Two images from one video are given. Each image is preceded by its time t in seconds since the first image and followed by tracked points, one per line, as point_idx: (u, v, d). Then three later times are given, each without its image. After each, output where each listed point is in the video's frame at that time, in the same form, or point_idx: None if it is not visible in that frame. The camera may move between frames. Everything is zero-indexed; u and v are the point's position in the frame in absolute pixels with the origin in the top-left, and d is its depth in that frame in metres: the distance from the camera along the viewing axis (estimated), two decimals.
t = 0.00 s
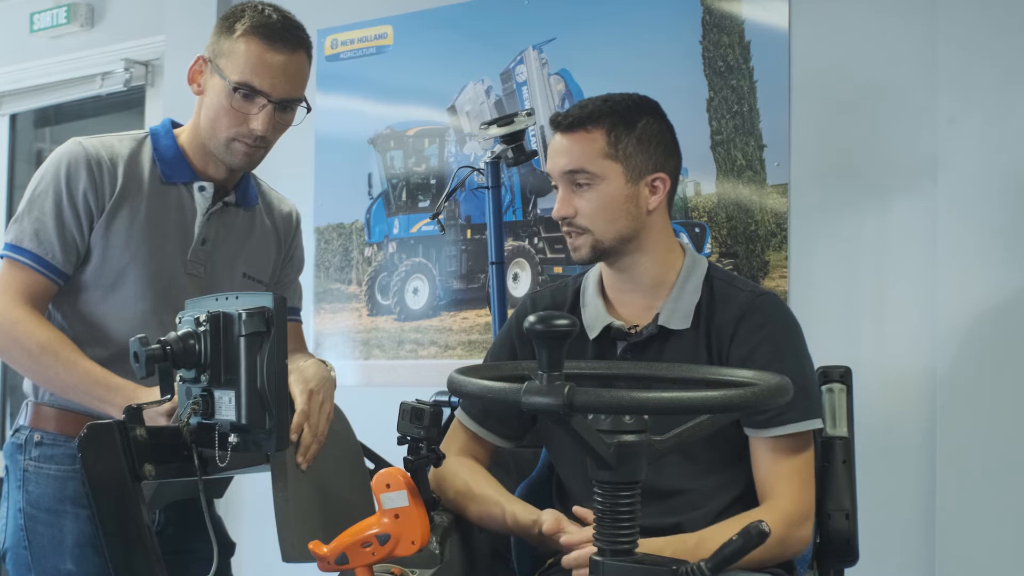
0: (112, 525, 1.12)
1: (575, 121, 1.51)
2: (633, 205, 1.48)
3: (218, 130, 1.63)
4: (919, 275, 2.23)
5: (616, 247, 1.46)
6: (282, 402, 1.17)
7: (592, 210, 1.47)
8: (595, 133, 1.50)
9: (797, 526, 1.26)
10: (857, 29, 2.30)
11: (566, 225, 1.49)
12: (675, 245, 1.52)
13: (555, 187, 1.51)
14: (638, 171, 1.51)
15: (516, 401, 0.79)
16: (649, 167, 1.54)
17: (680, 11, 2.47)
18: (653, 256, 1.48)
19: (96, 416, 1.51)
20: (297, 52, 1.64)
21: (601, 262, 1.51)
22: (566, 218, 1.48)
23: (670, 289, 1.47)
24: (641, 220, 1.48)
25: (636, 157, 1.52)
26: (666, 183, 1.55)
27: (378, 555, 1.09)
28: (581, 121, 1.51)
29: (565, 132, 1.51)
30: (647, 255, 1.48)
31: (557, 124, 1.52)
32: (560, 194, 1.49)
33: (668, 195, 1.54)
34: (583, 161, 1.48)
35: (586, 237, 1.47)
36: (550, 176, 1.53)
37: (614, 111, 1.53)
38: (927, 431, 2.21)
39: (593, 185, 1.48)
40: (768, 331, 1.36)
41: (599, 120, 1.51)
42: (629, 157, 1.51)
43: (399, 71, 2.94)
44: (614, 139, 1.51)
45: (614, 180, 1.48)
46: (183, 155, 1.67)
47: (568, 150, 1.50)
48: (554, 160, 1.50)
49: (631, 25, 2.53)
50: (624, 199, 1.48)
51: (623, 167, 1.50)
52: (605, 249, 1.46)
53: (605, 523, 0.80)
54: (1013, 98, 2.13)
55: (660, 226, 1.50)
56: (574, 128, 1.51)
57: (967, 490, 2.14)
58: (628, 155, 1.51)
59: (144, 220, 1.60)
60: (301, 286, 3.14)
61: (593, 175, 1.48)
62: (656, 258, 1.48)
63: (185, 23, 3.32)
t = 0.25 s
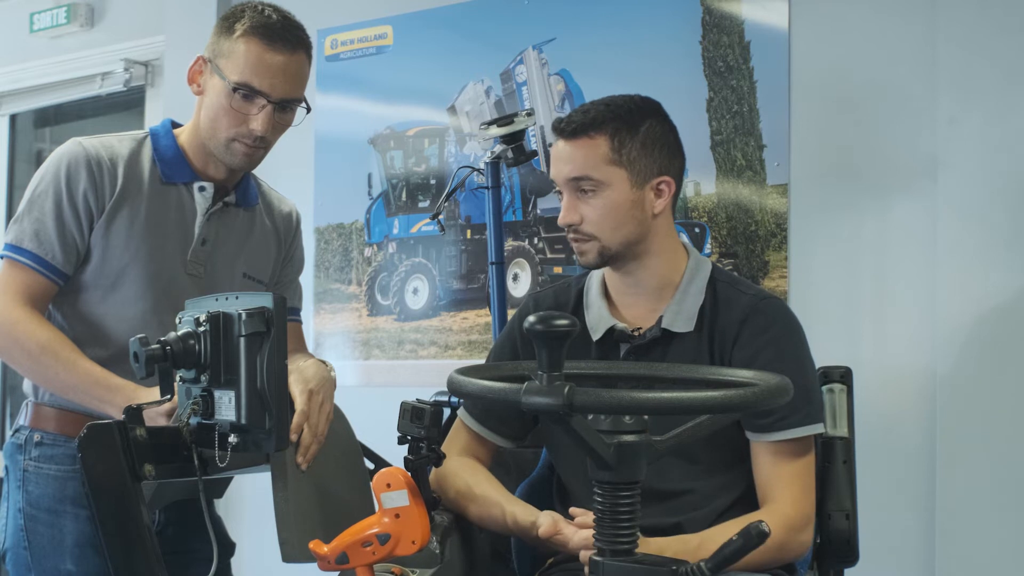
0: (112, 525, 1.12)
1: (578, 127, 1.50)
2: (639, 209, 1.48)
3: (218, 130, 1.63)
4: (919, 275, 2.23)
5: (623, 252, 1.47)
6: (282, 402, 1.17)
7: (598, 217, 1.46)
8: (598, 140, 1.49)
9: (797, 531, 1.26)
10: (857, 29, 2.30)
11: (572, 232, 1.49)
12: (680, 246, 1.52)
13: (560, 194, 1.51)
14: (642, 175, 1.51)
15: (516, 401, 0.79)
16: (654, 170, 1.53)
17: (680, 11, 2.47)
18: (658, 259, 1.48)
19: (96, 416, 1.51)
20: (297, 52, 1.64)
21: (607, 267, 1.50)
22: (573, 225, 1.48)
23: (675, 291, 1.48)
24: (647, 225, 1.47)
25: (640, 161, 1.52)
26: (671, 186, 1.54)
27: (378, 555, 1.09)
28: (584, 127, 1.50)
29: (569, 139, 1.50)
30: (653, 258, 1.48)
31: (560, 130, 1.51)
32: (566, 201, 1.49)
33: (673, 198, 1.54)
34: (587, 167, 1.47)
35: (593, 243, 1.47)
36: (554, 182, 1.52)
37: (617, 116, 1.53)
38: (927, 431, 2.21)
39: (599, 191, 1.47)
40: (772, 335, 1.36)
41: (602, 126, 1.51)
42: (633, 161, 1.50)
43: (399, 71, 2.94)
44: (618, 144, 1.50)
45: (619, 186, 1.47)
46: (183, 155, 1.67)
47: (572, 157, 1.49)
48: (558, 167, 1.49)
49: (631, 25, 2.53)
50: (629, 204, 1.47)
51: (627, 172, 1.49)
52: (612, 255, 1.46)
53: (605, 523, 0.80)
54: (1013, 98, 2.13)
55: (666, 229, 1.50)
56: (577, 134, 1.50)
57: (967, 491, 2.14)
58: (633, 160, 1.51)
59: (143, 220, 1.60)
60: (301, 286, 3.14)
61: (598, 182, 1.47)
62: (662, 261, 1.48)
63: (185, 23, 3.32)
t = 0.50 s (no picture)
0: (112, 525, 1.12)
1: (575, 129, 1.51)
2: (635, 211, 1.47)
3: (218, 130, 1.63)
4: (919, 275, 2.23)
5: (618, 253, 1.46)
6: (282, 402, 1.17)
7: (593, 218, 1.46)
8: (595, 141, 1.49)
9: (797, 531, 1.26)
10: (857, 29, 2.30)
11: (567, 233, 1.48)
12: (677, 246, 1.52)
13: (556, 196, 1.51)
14: (638, 177, 1.51)
15: (516, 401, 0.79)
16: (650, 172, 1.53)
17: (680, 11, 2.47)
18: (655, 260, 1.48)
19: (96, 416, 1.51)
20: (297, 52, 1.64)
21: (604, 267, 1.50)
22: (568, 227, 1.47)
23: (673, 291, 1.48)
24: (643, 226, 1.47)
25: (636, 163, 1.52)
26: (668, 188, 1.54)
27: (378, 555, 1.09)
28: (581, 128, 1.50)
29: (565, 140, 1.51)
30: (650, 259, 1.48)
31: (557, 131, 1.51)
32: (562, 201, 1.49)
33: (670, 200, 1.53)
34: (583, 169, 1.47)
35: (588, 244, 1.47)
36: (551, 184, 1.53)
37: (614, 118, 1.53)
38: (927, 431, 2.21)
39: (594, 193, 1.47)
40: (770, 335, 1.36)
41: (598, 127, 1.51)
42: (629, 163, 1.50)
43: (399, 71, 2.94)
44: (614, 146, 1.50)
45: (615, 187, 1.47)
46: (184, 155, 1.67)
47: (568, 159, 1.49)
48: (555, 168, 1.50)
49: (631, 26, 2.53)
50: (625, 206, 1.47)
51: (623, 174, 1.49)
52: (607, 256, 1.46)
53: (605, 523, 0.80)
54: (1013, 98, 2.13)
55: (663, 231, 1.50)
56: (573, 136, 1.50)
57: (968, 491, 2.14)
58: (629, 162, 1.51)
59: (144, 220, 1.60)
60: (301, 286, 3.14)
61: (594, 183, 1.47)
62: (659, 261, 1.48)
63: (185, 23, 3.32)
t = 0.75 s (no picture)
0: (112, 525, 1.12)
1: (572, 125, 1.51)
2: (629, 210, 1.48)
3: (218, 132, 1.62)
4: (919, 275, 2.23)
5: (612, 252, 1.47)
6: (282, 402, 1.17)
7: (587, 215, 1.47)
8: (591, 138, 1.49)
9: (797, 531, 1.25)
10: (857, 29, 2.30)
11: (561, 229, 1.49)
12: (673, 246, 1.52)
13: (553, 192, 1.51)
14: (634, 176, 1.50)
15: (516, 401, 0.79)
16: (647, 171, 1.53)
17: (680, 11, 2.47)
18: (651, 260, 1.48)
19: (96, 416, 1.51)
20: (298, 56, 1.64)
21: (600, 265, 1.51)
22: (562, 223, 1.48)
23: (669, 291, 1.47)
24: (636, 225, 1.47)
25: (633, 162, 1.51)
26: (664, 188, 1.54)
27: (378, 555, 1.09)
28: (578, 126, 1.51)
29: (564, 136, 1.51)
30: (645, 258, 1.48)
31: (556, 128, 1.52)
32: (557, 198, 1.49)
33: (665, 200, 1.53)
34: (579, 165, 1.48)
35: (582, 242, 1.47)
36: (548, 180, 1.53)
37: (612, 116, 1.53)
38: (927, 430, 2.21)
39: (589, 190, 1.47)
40: (767, 335, 1.36)
41: (596, 125, 1.51)
42: (626, 162, 1.50)
43: (399, 71, 2.94)
44: (611, 144, 1.50)
45: (610, 185, 1.47)
46: (183, 155, 1.67)
47: (565, 155, 1.49)
48: (552, 164, 1.50)
49: (631, 26, 2.53)
50: (619, 205, 1.47)
51: (619, 172, 1.49)
52: (600, 254, 1.46)
53: (605, 523, 0.80)
54: (1013, 98, 2.13)
55: (658, 230, 1.50)
56: (571, 132, 1.51)
57: (968, 491, 2.14)
58: (625, 161, 1.51)
59: (144, 219, 1.60)
60: (301, 286, 3.14)
61: (589, 180, 1.47)
62: (654, 261, 1.48)
63: (185, 23, 3.32)
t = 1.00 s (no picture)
0: (111, 525, 1.12)
1: (573, 124, 1.50)
2: (629, 209, 1.48)
3: (221, 134, 1.62)
4: (919, 275, 2.23)
5: (612, 251, 1.47)
6: (282, 402, 1.17)
7: (588, 214, 1.46)
8: (593, 137, 1.49)
9: (796, 531, 1.25)
10: (857, 29, 2.30)
11: (561, 228, 1.49)
12: (672, 245, 1.52)
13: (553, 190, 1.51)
14: (634, 175, 1.50)
15: (516, 402, 0.79)
16: (647, 170, 1.53)
17: (680, 11, 2.47)
18: (651, 259, 1.48)
19: (96, 416, 1.51)
20: (303, 59, 1.64)
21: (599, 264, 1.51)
22: (562, 222, 1.48)
23: (669, 290, 1.47)
24: (636, 224, 1.47)
25: (633, 161, 1.51)
26: (664, 187, 1.54)
27: (378, 555, 1.09)
28: (579, 125, 1.50)
29: (563, 135, 1.51)
30: (644, 257, 1.48)
31: (556, 126, 1.51)
32: (557, 197, 1.49)
33: (665, 199, 1.53)
34: (580, 164, 1.47)
35: (582, 241, 1.47)
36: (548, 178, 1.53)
37: (613, 115, 1.53)
38: (927, 430, 2.21)
39: (590, 189, 1.47)
40: (766, 334, 1.36)
41: (597, 124, 1.51)
42: (626, 161, 1.50)
43: (399, 71, 2.94)
44: (611, 143, 1.50)
45: (610, 184, 1.47)
46: (185, 156, 1.67)
47: (566, 154, 1.49)
48: (552, 163, 1.50)
49: (631, 26, 2.53)
50: (619, 204, 1.47)
51: (619, 171, 1.49)
52: (599, 253, 1.46)
53: (605, 523, 0.80)
54: (1013, 98, 2.13)
55: (658, 230, 1.50)
56: (572, 131, 1.50)
57: (968, 491, 2.14)
58: (626, 159, 1.51)
59: (144, 219, 1.60)
60: (301, 286, 3.14)
61: (590, 179, 1.47)
62: (654, 260, 1.48)
63: (185, 23, 3.31)
